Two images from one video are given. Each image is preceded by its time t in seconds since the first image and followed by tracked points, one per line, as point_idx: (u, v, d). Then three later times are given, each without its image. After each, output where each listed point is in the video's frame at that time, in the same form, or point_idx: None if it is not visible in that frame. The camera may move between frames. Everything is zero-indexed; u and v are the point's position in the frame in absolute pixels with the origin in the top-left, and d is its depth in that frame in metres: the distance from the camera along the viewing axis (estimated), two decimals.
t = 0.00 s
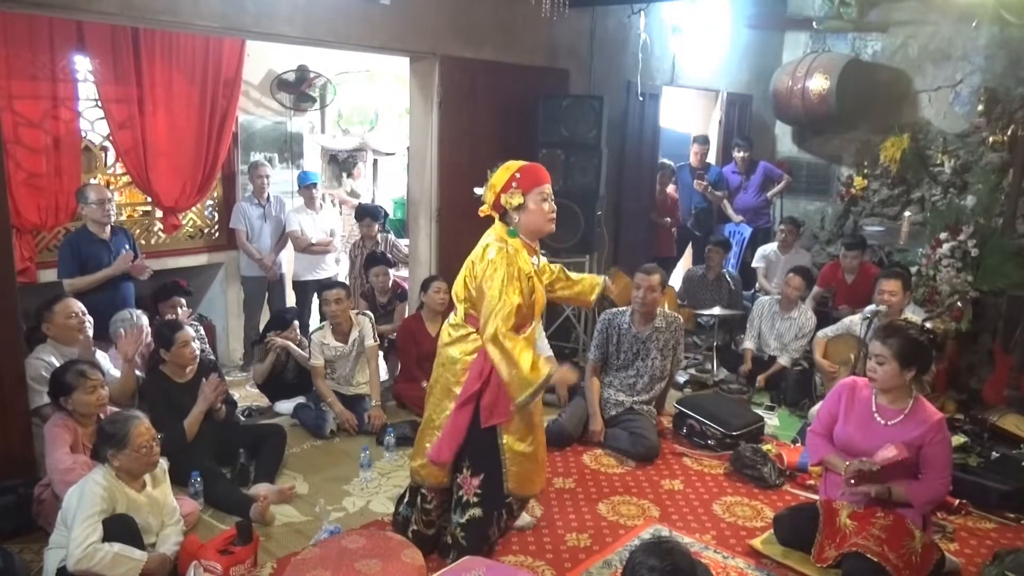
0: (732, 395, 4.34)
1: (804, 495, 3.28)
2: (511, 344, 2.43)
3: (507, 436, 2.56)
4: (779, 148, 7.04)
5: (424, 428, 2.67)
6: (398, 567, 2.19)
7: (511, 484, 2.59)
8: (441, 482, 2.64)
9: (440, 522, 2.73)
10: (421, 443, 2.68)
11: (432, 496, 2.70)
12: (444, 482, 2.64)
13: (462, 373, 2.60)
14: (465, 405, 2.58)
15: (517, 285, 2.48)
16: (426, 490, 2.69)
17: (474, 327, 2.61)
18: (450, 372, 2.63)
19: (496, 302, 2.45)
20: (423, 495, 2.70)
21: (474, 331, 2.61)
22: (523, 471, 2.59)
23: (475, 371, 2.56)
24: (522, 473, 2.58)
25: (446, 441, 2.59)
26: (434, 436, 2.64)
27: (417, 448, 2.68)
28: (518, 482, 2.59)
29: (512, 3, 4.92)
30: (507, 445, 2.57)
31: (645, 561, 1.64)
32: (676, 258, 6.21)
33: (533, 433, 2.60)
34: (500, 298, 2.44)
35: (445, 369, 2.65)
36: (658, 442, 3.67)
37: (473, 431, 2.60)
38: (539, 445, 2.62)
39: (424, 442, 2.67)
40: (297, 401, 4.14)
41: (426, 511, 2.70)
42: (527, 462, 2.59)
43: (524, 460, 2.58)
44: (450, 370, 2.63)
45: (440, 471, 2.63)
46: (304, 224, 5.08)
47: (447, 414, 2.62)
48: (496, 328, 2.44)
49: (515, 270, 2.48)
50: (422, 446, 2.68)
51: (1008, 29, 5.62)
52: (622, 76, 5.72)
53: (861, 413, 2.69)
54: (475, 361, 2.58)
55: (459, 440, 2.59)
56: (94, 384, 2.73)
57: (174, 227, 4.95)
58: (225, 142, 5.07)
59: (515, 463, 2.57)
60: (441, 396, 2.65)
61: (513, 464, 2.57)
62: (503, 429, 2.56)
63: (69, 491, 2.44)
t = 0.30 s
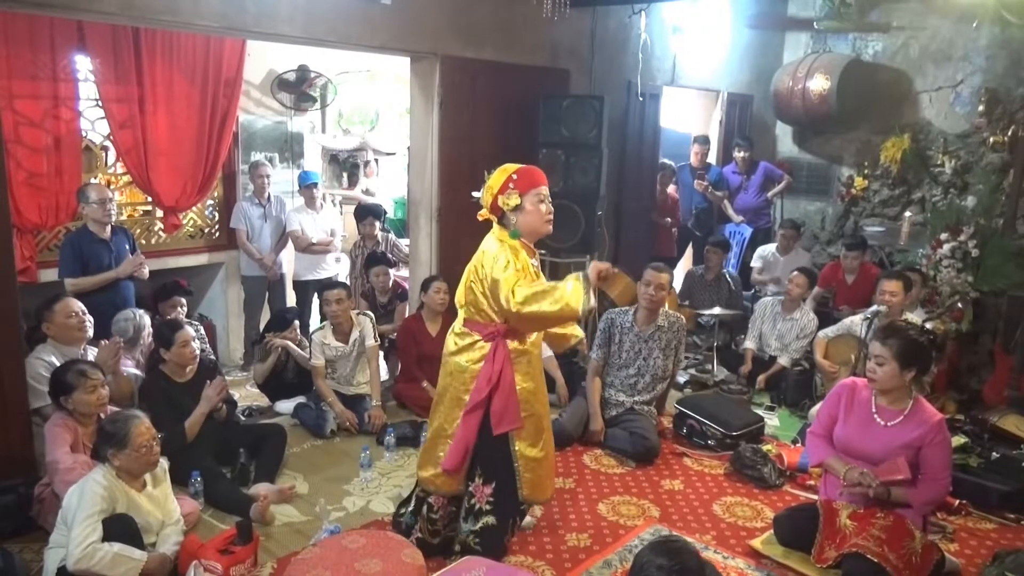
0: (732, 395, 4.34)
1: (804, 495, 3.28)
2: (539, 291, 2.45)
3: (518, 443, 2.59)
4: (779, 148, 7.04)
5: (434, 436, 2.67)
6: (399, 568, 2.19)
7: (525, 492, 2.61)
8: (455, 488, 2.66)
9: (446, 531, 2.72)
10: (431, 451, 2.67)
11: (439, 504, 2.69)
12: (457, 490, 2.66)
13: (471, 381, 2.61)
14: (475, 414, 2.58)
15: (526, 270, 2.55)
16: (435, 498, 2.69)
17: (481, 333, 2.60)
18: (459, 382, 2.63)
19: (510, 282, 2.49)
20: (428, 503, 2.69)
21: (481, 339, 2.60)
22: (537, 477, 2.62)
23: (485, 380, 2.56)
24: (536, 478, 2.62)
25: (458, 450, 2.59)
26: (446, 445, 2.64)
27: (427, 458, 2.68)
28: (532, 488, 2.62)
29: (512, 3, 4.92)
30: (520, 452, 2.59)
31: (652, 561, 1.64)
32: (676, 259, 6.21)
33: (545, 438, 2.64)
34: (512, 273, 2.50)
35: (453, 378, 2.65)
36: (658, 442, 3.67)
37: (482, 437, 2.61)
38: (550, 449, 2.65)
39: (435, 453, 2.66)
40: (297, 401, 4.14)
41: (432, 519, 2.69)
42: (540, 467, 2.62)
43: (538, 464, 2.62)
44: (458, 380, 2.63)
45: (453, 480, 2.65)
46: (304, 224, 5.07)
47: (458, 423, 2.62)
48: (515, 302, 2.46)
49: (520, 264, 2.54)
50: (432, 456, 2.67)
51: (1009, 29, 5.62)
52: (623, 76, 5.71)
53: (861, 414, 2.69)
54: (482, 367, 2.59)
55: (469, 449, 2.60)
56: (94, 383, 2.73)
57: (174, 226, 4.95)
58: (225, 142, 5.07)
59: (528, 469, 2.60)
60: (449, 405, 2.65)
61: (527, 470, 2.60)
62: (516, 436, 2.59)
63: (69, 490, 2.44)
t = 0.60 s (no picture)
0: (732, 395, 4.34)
1: (804, 495, 3.28)
2: (546, 332, 2.44)
3: (525, 447, 2.60)
4: (779, 148, 7.03)
5: (437, 441, 2.66)
6: (399, 568, 2.19)
7: (532, 495, 2.64)
8: (458, 495, 2.66)
9: (448, 536, 2.73)
10: (433, 456, 2.67)
11: (441, 509, 2.71)
12: (460, 496, 2.65)
13: (476, 386, 2.60)
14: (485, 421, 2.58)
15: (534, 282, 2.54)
16: (437, 503, 2.70)
17: (483, 338, 2.61)
18: (462, 385, 2.62)
19: (519, 300, 2.48)
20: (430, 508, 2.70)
21: (485, 342, 2.61)
22: (541, 480, 2.64)
23: (492, 385, 2.57)
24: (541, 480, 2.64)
25: (472, 457, 2.58)
26: (449, 450, 2.63)
27: (430, 464, 2.67)
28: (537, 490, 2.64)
29: (512, 3, 4.92)
30: (527, 456, 2.60)
31: (667, 559, 1.66)
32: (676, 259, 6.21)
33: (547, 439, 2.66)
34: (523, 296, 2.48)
35: (456, 382, 2.63)
36: (659, 442, 3.67)
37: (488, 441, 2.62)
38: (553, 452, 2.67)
39: (438, 458, 2.65)
40: (297, 401, 4.14)
41: (434, 524, 2.71)
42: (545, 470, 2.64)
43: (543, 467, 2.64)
44: (462, 383, 2.62)
45: (459, 485, 2.64)
46: (304, 224, 5.07)
47: (463, 427, 2.61)
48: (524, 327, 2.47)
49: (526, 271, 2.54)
50: (435, 461, 2.67)
51: (1009, 29, 5.63)
52: (623, 76, 5.71)
53: (860, 414, 2.69)
54: (488, 371, 2.59)
55: (481, 453, 2.60)
56: (94, 383, 2.73)
57: (174, 226, 4.95)
58: (225, 142, 5.07)
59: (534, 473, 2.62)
60: (453, 409, 2.63)
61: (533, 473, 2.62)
62: (521, 441, 2.60)
63: (70, 490, 2.44)
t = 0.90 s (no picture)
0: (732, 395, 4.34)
1: (803, 495, 3.28)
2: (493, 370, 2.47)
3: (527, 441, 2.60)
4: (779, 148, 7.03)
5: (440, 437, 2.66)
6: (399, 567, 2.19)
7: (535, 488, 2.64)
8: (462, 489, 2.65)
9: (450, 532, 2.73)
10: (436, 452, 2.67)
11: (443, 505, 2.70)
12: (465, 490, 2.65)
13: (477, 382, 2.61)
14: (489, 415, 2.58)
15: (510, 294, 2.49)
16: (439, 498, 2.69)
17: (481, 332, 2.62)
18: (464, 380, 2.62)
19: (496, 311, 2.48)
20: (433, 506, 2.70)
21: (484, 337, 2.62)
22: (543, 473, 2.64)
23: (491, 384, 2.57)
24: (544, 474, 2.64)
25: (477, 452, 2.58)
26: (453, 446, 2.64)
27: (433, 460, 2.68)
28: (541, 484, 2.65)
29: (512, 3, 4.92)
30: (531, 449, 2.60)
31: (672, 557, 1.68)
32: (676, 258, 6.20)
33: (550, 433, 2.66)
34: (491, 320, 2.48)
35: (457, 378, 2.64)
36: (658, 441, 3.67)
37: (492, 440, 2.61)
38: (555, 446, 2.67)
39: (441, 453, 2.66)
40: (297, 401, 4.14)
41: (436, 521, 2.70)
42: (547, 463, 2.64)
43: (545, 461, 2.64)
44: (463, 378, 2.63)
45: (463, 480, 2.64)
46: (304, 224, 5.07)
47: (466, 423, 2.61)
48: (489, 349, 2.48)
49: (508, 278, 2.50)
50: (438, 457, 2.67)
51: (1009, 29, 5.64)
52: (622, 76, 5.71)
53: (859, 413, 2.70)
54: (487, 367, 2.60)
55: (485, 449, 2.60)
56: (94, 383, 2.73)
57: (174, 226, 4.95)
58: (225, 142, 5.07)
59: (536, 467, 2.62)
60: (456, 406, 2.64)
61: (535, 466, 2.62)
62: (523, 435, 2.59)
63: (70, 490, 2.44)
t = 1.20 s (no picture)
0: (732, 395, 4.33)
1: (804, 495, 3.28)
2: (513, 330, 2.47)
3: (521, 423, 2.58)
4: (779, 148, 7.03)
5: (444, 421, 2.67)
6: (399, 567, 2.19)
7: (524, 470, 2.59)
8: (464, 472, 2.65)
9: (448, 515, 2.75)
10: (440, 437, 2.67)
11: (444, 489, 2.71)
12: (465, 472, 2.65)
13: (478, 365, 2.61)
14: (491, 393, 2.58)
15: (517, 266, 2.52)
16: (441, 483, 2.71)
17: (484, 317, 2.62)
18: (466, 364, 2.63)
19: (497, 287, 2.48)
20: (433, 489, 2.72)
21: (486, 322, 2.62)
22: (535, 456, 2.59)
23: (493, 361, 2.58)
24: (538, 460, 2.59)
25: (479, 434, 2.59)
26: (457, 429, 2.64)
27: (436, 445, 2.68)
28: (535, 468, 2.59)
29: (512, 3, 4.92)
30: (521, 431, 2.57)
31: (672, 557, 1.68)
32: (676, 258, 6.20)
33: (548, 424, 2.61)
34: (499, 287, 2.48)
35: (459, 362, 2.65)
36: (658, 441, 3.67)
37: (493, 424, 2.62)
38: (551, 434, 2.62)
39: (444, 438, 2.66)
40: (297, 401, 4.14)
41: (436, 504, 2.72)
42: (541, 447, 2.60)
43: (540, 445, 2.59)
44: (465, 361, 2.63)
45: (467, 462, 2.64)
46: (304, 224, 5.07)
47: (469, 405, 2.62)
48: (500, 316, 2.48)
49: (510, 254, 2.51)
50: (441, 442, 2.67)
51: (1008, 29, 5.65)
52: (623, 76, 5.71)
53: (859, 413, 2.70)
54: (490, 348, 2.60)
55: (487, 431, 2.60)
56: (94, 383, 2.73)
57: (174, 226, 4.95)
58: (225, 142, 5.08)
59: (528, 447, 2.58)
60: (459, 388, 2.64)
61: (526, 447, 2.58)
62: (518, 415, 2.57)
63: (71, 490, 2.44)
